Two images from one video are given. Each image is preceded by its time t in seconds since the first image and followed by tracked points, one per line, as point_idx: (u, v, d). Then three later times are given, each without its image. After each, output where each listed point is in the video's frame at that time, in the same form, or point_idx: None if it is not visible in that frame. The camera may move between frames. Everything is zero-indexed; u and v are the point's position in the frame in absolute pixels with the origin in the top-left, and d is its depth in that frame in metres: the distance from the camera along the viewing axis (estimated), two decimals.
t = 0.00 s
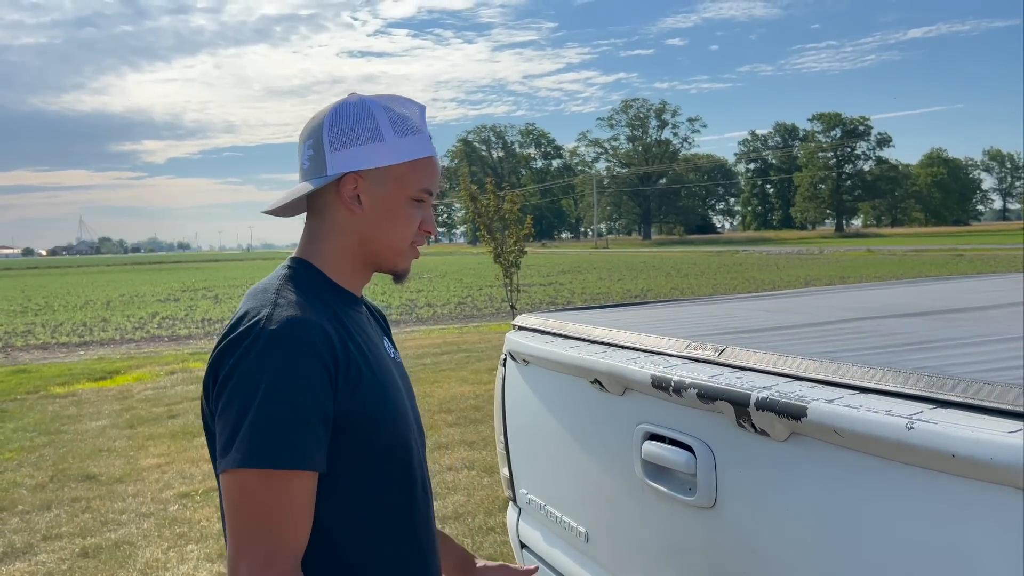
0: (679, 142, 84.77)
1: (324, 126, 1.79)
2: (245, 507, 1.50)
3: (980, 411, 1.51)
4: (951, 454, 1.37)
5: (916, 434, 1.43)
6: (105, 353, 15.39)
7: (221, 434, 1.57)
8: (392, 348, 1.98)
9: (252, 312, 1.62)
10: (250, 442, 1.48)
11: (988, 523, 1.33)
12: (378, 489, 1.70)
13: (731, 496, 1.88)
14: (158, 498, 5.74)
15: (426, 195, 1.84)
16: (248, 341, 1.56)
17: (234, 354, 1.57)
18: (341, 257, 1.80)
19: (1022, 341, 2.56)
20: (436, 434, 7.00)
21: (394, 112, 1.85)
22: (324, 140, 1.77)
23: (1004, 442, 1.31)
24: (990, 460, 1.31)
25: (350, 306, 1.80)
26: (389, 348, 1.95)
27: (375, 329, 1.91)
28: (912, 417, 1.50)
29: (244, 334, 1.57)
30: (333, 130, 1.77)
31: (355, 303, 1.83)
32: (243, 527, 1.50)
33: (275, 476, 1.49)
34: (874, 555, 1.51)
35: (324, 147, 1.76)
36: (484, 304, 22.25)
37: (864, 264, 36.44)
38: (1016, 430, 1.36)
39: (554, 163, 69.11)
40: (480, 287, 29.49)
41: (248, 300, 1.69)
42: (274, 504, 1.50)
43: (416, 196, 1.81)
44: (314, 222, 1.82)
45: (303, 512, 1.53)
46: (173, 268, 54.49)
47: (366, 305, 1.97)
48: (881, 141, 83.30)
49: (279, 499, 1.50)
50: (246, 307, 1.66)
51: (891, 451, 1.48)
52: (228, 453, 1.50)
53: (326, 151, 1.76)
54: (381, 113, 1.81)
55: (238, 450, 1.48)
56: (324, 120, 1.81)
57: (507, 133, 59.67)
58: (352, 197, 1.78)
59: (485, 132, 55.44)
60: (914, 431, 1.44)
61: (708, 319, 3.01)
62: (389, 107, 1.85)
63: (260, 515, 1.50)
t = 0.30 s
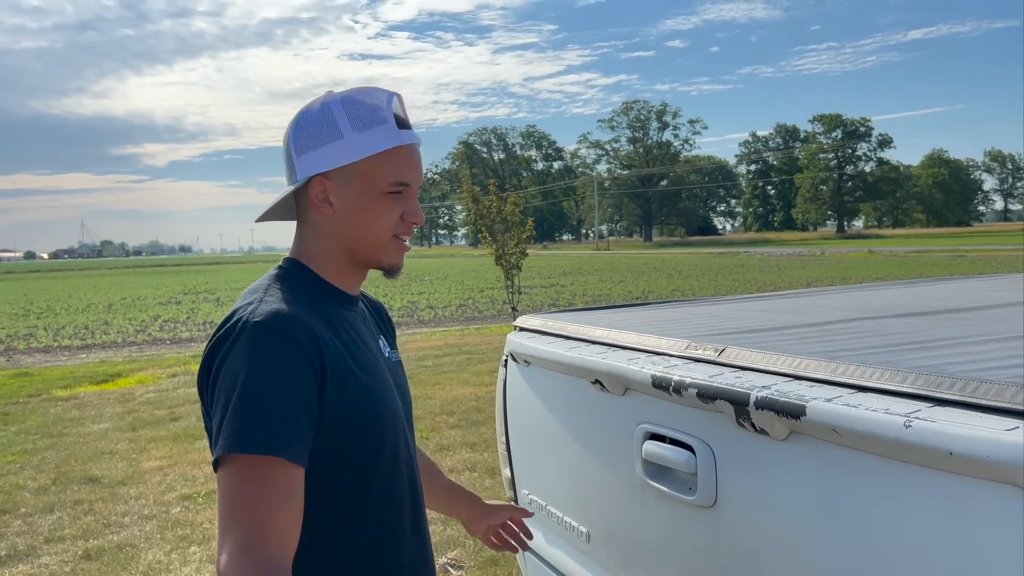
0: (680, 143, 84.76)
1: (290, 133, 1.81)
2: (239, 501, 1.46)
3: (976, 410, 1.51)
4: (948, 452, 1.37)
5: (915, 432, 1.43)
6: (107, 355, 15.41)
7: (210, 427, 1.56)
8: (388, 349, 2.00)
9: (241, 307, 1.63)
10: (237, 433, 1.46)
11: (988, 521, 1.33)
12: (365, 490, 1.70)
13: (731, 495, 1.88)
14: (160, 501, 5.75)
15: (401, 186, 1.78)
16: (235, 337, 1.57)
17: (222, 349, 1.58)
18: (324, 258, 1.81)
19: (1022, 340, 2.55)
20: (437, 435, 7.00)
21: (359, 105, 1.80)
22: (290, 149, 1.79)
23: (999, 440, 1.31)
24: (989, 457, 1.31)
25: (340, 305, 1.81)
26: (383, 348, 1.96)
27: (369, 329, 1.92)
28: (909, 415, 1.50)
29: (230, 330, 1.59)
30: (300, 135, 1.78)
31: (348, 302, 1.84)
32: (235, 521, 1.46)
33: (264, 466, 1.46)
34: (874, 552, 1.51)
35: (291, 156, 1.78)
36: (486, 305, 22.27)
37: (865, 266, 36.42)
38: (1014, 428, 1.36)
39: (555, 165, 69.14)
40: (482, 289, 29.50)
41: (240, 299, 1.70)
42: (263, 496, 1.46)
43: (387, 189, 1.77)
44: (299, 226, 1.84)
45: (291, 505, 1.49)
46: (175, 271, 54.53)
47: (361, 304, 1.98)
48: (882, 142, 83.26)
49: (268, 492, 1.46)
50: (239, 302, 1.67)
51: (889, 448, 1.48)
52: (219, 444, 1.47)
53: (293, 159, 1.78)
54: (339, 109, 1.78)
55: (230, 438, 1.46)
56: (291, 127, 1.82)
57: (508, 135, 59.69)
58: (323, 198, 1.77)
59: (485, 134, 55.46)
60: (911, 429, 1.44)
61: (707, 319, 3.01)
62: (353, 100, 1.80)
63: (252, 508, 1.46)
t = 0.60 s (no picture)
0: (682, 146, 84.72)
1: (275, 142, 1.85)
2: (228, 517, 1.52)
3: (972, 410, 1.51)
4: (943, 452, 1.37)
5: (910, 433, 1.43)
6: (110, 359, 15.41)
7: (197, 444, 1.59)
8: (388, 351, 1.99)
9: (226, 320, 1.64)
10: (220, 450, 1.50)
11: (983, 521, 1.33)
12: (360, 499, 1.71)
13: (729, 496, 1.88)
14: (163, 504, 5.75)
15: (381, 189, 1.79)
16: (218, 350, 1.58)
17: (206, 365, 1.60)
18: (311, 264, 1.82)
19: (1021, 342, 2.55)
20: (439, 439, 7.00)
21: (337, 106, 1.81)
22: (275, 157, 1.83)
23: (994, 439, 1.31)
24: (982, 458, 1.31)
25: (333, 311, 1.81)
26: (382, 351, 1.96)
27: (365, 332, 1.92)
28: (905, 416, 1.50)
29: (214, 344, 1.60)
30: (281, 143, 1.82)
31: (342, 308, 1.85)
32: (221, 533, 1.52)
33: (248, 484, 1.52)
34: (870, 553, 1.51)
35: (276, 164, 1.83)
36: (489, 308, 22.24)
37: (867, 268, 36.36)
38: (1007, 427, 1.36)
39: (557, 167, 69.20)
40: (485, 292, 29.51)
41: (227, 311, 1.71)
42: (252, 511, 1.52)
43: (366, 192, 1.77)
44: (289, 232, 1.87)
45: (282, 519, 1.56)
46: (179, 275, 54.59)
47: (360, 307, 1.98)
48: (884, 144, 83.23)
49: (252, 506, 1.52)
50: (225, 314, 1.68)
51: (885, 448, 1.48)
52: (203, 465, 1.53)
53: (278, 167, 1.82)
54: (314, 113, 1.79)
55: (211, 461, 1.51)
56: (276, 136, 1.87)
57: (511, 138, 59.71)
58: (305, 205, 1.80)
59: (487, 137, 55.52)
60: (907, 430, 1.44)
61: (707, 320, 3.01)
62: (327, 104, 1.81)
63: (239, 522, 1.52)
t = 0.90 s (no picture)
0: (685, 150, 84.76)
1: (262, 143, 1.86)
2: (192, 535, 1.54)
3: (973, 413, 1.51)
4: (945, 455, 1.36)
5: (912, 437, 1.43)
6: (114, 365, 15.44)
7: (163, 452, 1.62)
8: (379, 359, 1.97)
9: (195, 330, 1.66)
10: (176, 463, 1.51)
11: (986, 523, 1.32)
12: (327, 515, 1.71)
13: (732, 500, 1.87)
14: (167, 509, 5.76)
15: (367, 190, 1.79)
16: (182, 362, 1.60)
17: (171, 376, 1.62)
18: (297, 269, 1.83)
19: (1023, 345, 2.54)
20: (442, 443, 7.00)
21: (321, 106, 1.81)
22: (262, 158, 1.84)
23: (995, 442, 1.31)
24: (982, 460, 1.31)
25: (315, 320, 1.81)
26: (371, 357, 1.95)
27: (352, 340, 1.91)
28: (907, 419, 1.50)
29: (180, 355, 1.61)
30: (267, 145, 1.83)
31: (327, 315, 1.85)
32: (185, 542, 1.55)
33: (210, 496, 1.53)
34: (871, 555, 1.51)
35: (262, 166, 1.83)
36: (491, 313, 22.25)
37: (871, 271, 36.28)
38: (1009, 431, 1.35)
39: (560, 171, 69.25)
40: (488, 297, 29.50)
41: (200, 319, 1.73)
42: (214, 525, 1.54)
43: (350, 193, 1.77)
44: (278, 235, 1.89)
45: (247, 532, 1.58)
46: (182, 280, 54.72)
47: (349, 311, 1.97)
48: (887, 148, 83.07)
49: (215, 518, 1.53)
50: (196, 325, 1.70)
51: (886, 452, 1.48)
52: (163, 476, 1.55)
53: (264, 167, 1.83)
54: (298, 113, 1.80)
55: (165, 475, 1.52)
56: (262, 137, 1.87)
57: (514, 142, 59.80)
58: (290, 208, 1.81)
59: (489, 141, 55.62)
60: (909, 432, 1.44)
61: (710, 324, 3.00)
62: (311, 103, 1.81)
63: (199, 534, 1.54)
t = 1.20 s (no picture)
0: (688, 154, 84.85)
1: (223, 150, 1.84)
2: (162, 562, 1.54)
3: (978, 416, 1.50)
4: (950, 459, 1.36)
5: (915, 440, 1.42)
6: (118, 369, 15.46)
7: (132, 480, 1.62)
8: (361, 370, 2.00)
9: (165, 356, 1.66)
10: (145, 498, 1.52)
11: (991, 528, 1.32)
12: (309, 538, 1.73)
13: (736, 505, 1.87)
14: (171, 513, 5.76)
15: (337, 196, 1.78)
16: (152, 390, 1.60)
17: (142, 404, 1.62)
18: (270, 283, 1.83)
19: None
20: (445, 448, 7.00)
21: (281, 111, 1.79)
22: (224, 166, 1.83)
23: (998, 446, 1.31)
24: (986, 462, 1.30)
25: (292, 336, 1.82)
26: (352, 369, 1.97)
27: (331, 353, 1.93)
28: (912, 422, 1.49)
29: (150, 382, 1.61)
30: (229, 152, 1.82)
31: (305, 329, 1.86)
32: None
33: (184, 530, 1.54)
34: (876, 561, 1.51)
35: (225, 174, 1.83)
36: (495, 317, 22.26)
37: (875, 276, 36.21)
38: (1013, 434, 1.35)
39: (563, 176, 69.28)
40: (490, 301, 29.50)
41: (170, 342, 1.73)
42: (190, 556, 1.54)
43: (319, 202, 1.77)
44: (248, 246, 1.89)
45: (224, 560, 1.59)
46: (186, 285, 54.79)
47: (327, 321, 1.99)
48: (890, 152, 83.00)
49: (191, 550, 1.54)
50: (166, 348, 1.70)
51: (890, 455, 1.47)
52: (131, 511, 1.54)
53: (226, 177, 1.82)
54: (258, 120, 1.79)
55: (134, 513, 1.52)
56: (222, 144, 1.86)
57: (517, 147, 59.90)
58: (256, 217, 1.81)
59: (492, 146, 55.65)
60: (913, 436, 1.43)
61: (713, 328, 3.00)
62: (271, 108, 1.81)
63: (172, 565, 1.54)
